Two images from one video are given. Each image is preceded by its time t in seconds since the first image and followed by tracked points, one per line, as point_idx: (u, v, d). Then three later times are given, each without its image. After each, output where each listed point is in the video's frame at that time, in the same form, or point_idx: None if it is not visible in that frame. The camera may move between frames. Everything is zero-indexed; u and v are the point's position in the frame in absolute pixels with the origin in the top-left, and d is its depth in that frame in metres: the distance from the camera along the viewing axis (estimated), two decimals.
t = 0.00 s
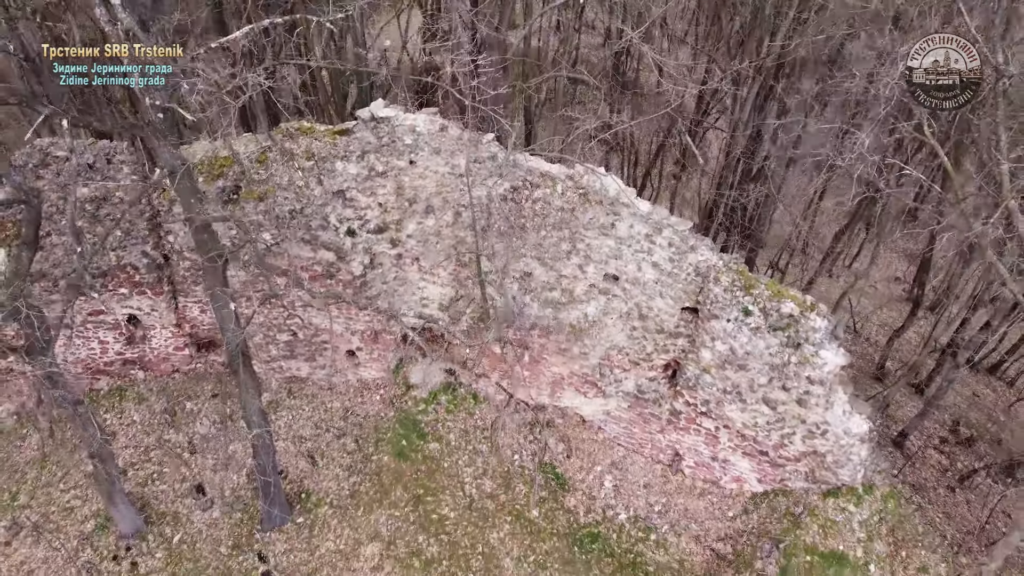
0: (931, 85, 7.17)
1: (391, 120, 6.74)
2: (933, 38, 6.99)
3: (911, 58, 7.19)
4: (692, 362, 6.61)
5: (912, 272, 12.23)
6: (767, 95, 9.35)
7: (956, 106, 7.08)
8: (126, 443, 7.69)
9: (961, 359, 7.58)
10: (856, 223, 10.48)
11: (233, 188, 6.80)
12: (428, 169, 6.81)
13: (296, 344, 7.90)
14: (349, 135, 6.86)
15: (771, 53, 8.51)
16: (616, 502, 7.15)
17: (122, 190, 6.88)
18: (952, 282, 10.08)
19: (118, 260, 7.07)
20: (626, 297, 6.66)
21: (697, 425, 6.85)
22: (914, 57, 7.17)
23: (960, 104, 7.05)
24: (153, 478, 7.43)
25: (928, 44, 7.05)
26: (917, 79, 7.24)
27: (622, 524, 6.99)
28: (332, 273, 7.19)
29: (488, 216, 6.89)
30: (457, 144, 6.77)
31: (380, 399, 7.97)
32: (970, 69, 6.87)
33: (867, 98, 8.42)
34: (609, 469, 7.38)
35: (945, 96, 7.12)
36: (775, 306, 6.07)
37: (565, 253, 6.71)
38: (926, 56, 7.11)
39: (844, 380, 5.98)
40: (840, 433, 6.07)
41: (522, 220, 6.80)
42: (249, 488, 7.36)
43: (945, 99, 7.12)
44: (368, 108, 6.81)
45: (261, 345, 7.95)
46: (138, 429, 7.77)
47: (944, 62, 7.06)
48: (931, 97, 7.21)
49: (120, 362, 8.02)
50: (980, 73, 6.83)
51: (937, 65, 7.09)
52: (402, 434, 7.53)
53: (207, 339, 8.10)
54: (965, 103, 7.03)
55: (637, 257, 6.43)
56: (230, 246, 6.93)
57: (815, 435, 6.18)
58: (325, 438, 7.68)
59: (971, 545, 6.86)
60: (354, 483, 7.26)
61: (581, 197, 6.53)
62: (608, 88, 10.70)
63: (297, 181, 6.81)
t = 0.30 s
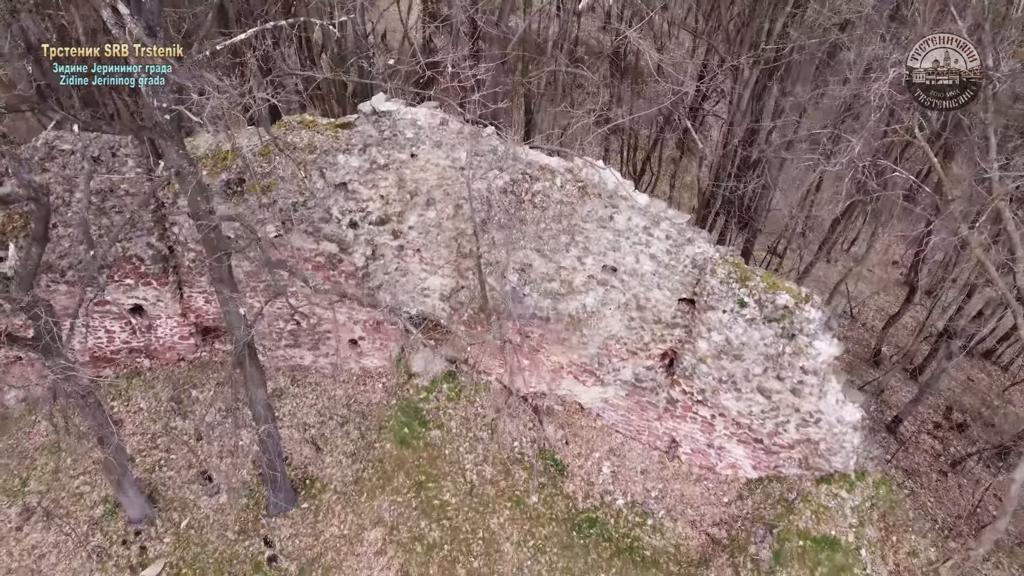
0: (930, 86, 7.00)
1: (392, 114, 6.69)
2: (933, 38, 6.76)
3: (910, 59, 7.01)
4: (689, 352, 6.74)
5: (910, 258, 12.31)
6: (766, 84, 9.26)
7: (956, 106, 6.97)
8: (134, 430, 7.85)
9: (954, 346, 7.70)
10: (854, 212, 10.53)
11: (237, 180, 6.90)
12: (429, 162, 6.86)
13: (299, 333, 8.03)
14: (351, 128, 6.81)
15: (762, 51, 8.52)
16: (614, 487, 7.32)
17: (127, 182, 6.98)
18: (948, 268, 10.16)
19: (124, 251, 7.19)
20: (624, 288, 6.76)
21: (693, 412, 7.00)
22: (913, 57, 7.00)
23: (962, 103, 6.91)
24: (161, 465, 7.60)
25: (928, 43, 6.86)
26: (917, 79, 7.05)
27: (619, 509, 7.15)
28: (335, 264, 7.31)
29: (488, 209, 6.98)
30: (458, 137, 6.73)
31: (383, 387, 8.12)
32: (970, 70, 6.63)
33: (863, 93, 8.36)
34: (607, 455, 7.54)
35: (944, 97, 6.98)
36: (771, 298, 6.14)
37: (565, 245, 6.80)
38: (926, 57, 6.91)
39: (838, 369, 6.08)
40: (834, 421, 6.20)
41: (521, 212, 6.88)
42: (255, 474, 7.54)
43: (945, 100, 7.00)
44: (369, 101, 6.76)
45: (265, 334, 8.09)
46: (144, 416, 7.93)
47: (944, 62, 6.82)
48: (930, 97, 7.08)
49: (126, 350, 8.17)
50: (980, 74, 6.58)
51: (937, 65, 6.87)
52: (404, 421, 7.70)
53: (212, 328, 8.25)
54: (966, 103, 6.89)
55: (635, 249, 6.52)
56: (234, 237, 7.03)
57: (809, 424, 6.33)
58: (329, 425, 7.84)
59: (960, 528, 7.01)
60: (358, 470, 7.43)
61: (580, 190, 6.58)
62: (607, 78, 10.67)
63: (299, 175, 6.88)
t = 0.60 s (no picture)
0: (931, 86, 7.03)
1: (393, 109, 6.89)
2: (933, 38, 6.91)
3: (911, 59, 7.16)
4: (685, 342, 6.87)
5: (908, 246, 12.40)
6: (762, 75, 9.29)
7: (955, 107, 6.93)
8: (141, 417, 8.01)
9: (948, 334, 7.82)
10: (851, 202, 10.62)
11: (241, 173, 7.03)
12: (430, 155, 6.96)
13: (303, 322, 8.18)
14: (353, 122, 7.00)
15: (761, 51, 8.31)
16: (612, 473, 7.48)
17: (132, 175, 7.11)
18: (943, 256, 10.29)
19: (129, 243, 7.28)
20: (622, 279, 6.88)
21: (689, 400, 7.14)
22: (914, 58, 7.14)
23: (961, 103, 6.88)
24: (168, 451, 7.77)
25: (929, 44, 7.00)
26: (916, 79, 7.11)
27: (617, 494, 7.32)
28: (338, 255, 7.42)
29: (488, 201, 7.06)
30: (458, 131, 6.90)
31: (385, 375, 8.27)
32: (970, 69, 6.66)
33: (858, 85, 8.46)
34: (605, 442, 7.70)
35: (944, 97, 6.98)
36: (766, 289, 6.27)
37: (564, 237, 6.91)
38: (926, 57, 7.02)
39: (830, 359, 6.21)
40: (826, 410, 6.34)
41: (521, 204, 6.98)
42: (261, 460, 7.71)
43: (945, 99, 6.99)
44: (371, 96, 6.95)
45: (269, 323, 8.24)
46: (151, 404, 8.06)
47: (944, 62, 6.88)
48: (931, 97, 7.09)
49: (133, 338, 8.32)
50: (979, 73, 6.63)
51: (937, 65, 6.95)
52: (406, 409, 7.87)
53: (217, 317, 8.40)
54: (965, 103, 6.85)
55: (633, 241, 6.63)
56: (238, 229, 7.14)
57: (802, 412, 6.47)
58: (333, 412, 8.00)
59: (951, 511, 7.16)
60: (361, 457, 7.61)
61: (579, 183, 6.69)
62: (604, 70, 10.71)
63: (302, 169, 7.00)
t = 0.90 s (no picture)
0: (931, 85, 7.14)
1: (395, 102, 6.86)
2: (933, 38, 6.93)
3: (911, 59, 7.21)
4: (682, 332, 7.01)
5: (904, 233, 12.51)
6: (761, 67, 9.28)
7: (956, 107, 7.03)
8: (148, 404, 8.18)
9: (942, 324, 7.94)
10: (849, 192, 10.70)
11: (245, 166, 7.12)
12: (431, 149, 7.03)
13: (307, 311, 8.32)
14: (355, 116, 7.02)
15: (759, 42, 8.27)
16: (609, 459, 7.65)
17: (137, 167, 7.20)
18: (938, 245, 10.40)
19: (135, 235, 7.42)
20: (621, 271, 7.00)
21: (686, 388, 7.29)
22: (914, 57, 7.19)
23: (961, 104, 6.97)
24: (175, 438, 7.94)
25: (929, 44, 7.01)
26: (917, 79, 7.19)
27: (615, 480, 7.50)
28: (341, 246, 7.55)
29: (488, 193, 7.16)
30: (459, 125, 6.92)
31: (388, 364, 8.43)
32: (970, 69, 6.75)
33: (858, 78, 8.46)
34: (603, 429, 7.86)
35: (944, 96, 7.11)
36: (762, 281, 6.38)
37: (563, 229, 7.02)
38: (927, 56, 7.06)
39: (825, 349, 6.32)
40: (820, 398, 6.49)
41: (521, 197, 7.07)
42: (267, 447, 7.89)
43: (946, 99, 7.10)
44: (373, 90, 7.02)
45: (273, 313, 8.38)
46: (157, 391, 8.24)
47: (944, 62, 6.95)
48: (931, 96, 7.23)
49: (139, 327, 8.47)
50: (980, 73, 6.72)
51: (937, 65, 7.02)
52: (409, 397, 8.05)
53: (221, 306, 8.54)
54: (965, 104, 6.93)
55: (631, 233, 6.74)
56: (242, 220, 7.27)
57: (796, 401, 6.62)
58: (337, 400, 8.17)
59: (942, 496, 7.33)
60: (364, 444, 7.79)
61: (578, 176, 6.77)
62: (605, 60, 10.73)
63: (305, 162, 7.11)
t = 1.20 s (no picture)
0: (930, 86, 7.04)
1: (397, 97, 6.88)
2: (933, 38, 6.87)
3: (911, 59, 7.11)
4: (680, 323, 7.14)
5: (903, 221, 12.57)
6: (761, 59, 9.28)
7: (956, 108, 6.89)
8: (156, 392, 8.35)
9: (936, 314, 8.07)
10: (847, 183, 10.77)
11: (250, 161, 7.22)
12: (432, 143, 7.10)
13: (311, 302, 8.45)
14: (357, 110, 7.06)
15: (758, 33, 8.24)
16: (608, 447, 7.81)
17: (143, 161, 7.31)
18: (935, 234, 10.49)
19: (142, 227, 7.55)
20: (620, 263, 7.12)
21: (684, 377, 7.42)
22: (914, 57, 7.09)
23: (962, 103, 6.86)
24: (182, 426, 8.10)
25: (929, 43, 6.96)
26: (917, 79, 7.08)
27: (614, 467, 7.67)
28: (344, 238, 7.68)
29: (490, 187, 7.25)
30: (460, 120, 6.97)
31: (391, 353, 8.58)
32: (971, 69, 6.78)
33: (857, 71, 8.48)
34: (603, 416, 8.02)
35: (944, 98, 6.97)
36: (758, 273, 6.48)
37: (563, 222, 7.13)
38: (926, 56, 6.99)
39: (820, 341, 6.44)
40: (815, 388, 6.63)
41: (522, 190, 7.17)
42: (273, 434, 8.07)
43: (946, 101, 6.97)
44: (374, 84, 6.92)
45: (277, 303, 8.52)
46: (165, 379, 8.41)
47: (944, 62, 6.91)
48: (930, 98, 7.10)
49: (146, 316, 8.60)
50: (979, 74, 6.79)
51: (937, 65, 6.95)
52: (411, 385, 8.21)
53: (226, 296, 8.66)
54: (966, 103, 6.83)
55: (630, 226, 6.84)
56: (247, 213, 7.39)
57: (791, 390, 6.76)
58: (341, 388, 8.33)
59: (933, 482, 7.50)
60: (368, 431, 7.95)
61: (578, 170, 6.86)
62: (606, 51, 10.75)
63: (309, 157, 7.21)
